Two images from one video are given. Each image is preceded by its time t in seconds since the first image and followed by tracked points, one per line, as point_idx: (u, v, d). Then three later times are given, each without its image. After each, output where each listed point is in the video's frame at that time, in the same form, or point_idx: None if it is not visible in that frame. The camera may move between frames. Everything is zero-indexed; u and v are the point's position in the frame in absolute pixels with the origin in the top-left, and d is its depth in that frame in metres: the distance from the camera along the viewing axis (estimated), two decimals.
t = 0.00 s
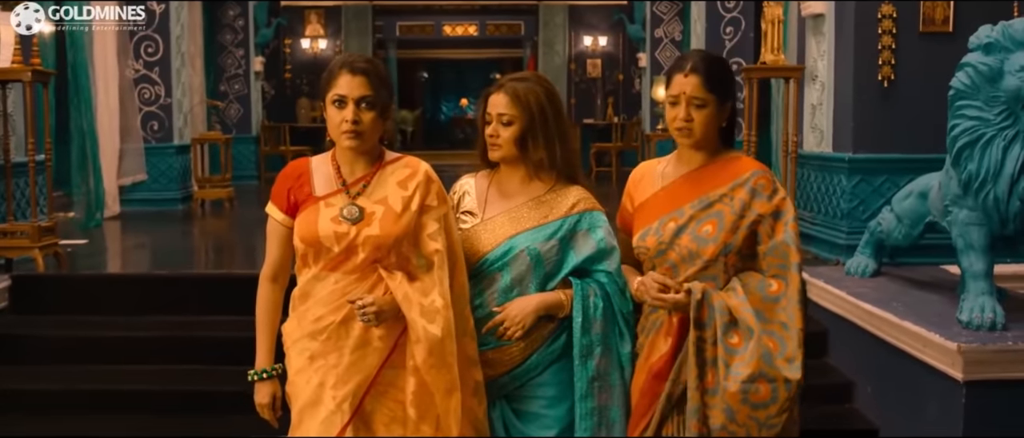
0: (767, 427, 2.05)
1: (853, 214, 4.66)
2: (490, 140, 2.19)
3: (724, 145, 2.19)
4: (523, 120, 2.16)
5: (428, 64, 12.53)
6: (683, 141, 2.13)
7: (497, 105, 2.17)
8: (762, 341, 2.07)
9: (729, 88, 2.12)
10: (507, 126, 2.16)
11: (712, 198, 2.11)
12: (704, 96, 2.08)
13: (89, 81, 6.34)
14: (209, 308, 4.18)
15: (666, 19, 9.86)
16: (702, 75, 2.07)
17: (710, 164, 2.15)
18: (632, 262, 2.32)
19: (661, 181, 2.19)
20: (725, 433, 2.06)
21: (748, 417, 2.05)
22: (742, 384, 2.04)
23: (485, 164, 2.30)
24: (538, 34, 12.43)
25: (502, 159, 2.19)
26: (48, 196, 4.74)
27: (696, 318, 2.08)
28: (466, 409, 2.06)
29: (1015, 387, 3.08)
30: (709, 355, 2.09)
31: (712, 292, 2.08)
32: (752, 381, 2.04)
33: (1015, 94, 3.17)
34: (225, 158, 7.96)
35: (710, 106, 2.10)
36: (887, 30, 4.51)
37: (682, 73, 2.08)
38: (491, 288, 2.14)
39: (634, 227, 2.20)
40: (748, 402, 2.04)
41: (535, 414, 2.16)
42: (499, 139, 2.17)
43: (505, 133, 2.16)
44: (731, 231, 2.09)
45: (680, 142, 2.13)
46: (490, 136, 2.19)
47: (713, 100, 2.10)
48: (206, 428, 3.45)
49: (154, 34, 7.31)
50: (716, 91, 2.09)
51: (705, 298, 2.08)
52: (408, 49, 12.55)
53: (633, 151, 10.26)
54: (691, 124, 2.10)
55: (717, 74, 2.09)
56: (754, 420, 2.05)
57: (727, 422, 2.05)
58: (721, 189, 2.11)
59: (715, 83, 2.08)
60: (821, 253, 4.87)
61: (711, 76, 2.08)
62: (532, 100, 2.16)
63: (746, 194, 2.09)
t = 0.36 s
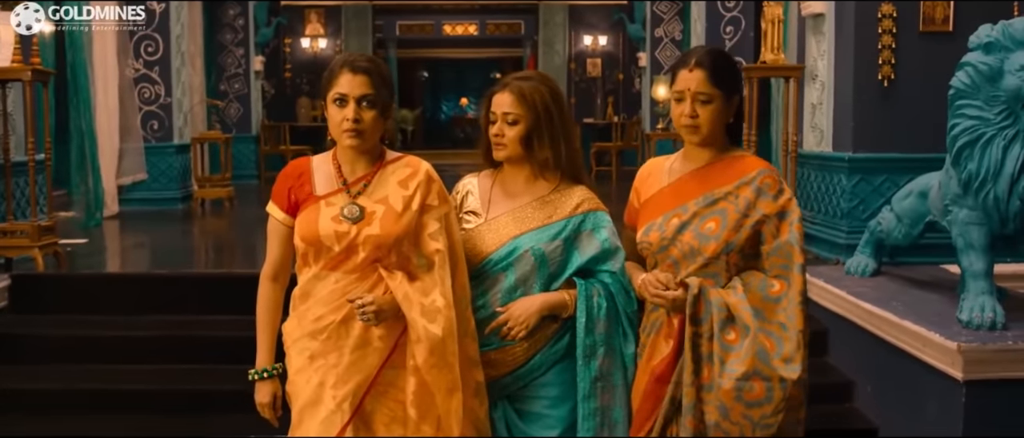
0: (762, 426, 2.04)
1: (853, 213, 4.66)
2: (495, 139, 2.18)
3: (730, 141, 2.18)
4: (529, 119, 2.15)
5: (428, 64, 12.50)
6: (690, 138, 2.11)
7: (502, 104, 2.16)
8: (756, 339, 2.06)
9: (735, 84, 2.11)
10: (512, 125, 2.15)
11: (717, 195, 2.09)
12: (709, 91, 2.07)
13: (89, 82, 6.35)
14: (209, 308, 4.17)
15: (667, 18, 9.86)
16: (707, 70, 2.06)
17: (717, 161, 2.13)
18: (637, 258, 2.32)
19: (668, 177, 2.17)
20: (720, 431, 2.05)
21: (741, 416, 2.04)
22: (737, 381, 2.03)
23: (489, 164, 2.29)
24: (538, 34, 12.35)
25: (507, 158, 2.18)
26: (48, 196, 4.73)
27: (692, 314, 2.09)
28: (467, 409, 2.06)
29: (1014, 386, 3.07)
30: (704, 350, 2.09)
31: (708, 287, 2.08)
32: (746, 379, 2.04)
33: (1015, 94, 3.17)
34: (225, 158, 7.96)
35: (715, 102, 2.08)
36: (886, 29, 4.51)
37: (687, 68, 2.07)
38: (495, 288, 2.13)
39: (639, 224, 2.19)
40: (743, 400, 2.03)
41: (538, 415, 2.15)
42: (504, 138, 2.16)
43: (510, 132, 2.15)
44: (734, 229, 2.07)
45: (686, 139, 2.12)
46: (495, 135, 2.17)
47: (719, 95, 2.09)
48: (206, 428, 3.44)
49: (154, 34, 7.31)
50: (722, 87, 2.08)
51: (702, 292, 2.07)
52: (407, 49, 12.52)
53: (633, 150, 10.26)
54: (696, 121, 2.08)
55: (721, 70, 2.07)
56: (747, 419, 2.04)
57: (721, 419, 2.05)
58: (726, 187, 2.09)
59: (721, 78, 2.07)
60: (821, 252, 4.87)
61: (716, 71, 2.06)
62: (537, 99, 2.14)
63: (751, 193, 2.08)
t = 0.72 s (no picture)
0: (762, 430, 2.00)
1: (855, 213, 4.66)
2: (501, 139, 2.16)
3: (739, 139, 2.15)
4: (536, 119, 2.13)
5: (429, 64, 12.49)
6: (697, 139, 2.09)
7: (508, 104, 2.14)
8: (755, 342, 2.02)
9: (740, 83, 2.08)
10: (519, 125, 2.13)
11: (723, 193, 2.07)
12: (712, 92, 2.03)
13: (89, 82, 6.34)
14: (210, 308, 4.18)
15: (668, 18, 9.86)
16: (710, 70, 2.03)
17: (723, 160, 2.11)
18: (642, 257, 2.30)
19: (674, 174, 2.16)
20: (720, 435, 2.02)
21: (741, 420, 2.00)
22: (735, 386, 2.00)
23: (493, 164, 2.28)
24: (540, 33, 12.40)
25: (514, 158, 2.16)
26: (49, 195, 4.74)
27: (694, 318, 2.08)
28: (468, 410, 2.05)
29: (1016, 386, 3.07)
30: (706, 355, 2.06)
31: (712, 290, 2.06)
32: (745, 384, 2.00)
33: (1017, 94, 3.17)
34: (227, 158, 7.96)
35: (719, 102, 2.05)
36: (888, 29, 4.50)
37: (690, 69, 2.04)
38: (501, 288, 2.13)
39: (645, 221, 2.18)
40: (742, 404, 2.00)
41: (543, 415, 2.14)
42: (511, 139, 2.14)
43: (517, 132, 2.14)
44: (739, 227, 2.05)
45: (694, 140, 2.10)
46: (501, 136, 2.16)
47: (724, 95, 2.05)
48: (207, 428, 3.45)
49: (156, 34, 7.31)
50: (726, 87, 2.04)
51: (705, 296, 2.05)
52: (409, 49, 12.49)
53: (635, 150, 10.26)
54: (701, 122, 2.06)
55: (726, 68, 2.04)
56: (747, 423, 2.00)
57: (722, 423, 2.02)
58: (732, 185, 2.07)
59: (724, 77, 2.04)
60: (823, 252, 4.87)
61: (719, 71, 2.03)
62: (543, 99, 2.13)
63: (756, 191, 2.06)
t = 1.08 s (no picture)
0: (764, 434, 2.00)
1: (856, 213, 4.66)
2: (505, 140, 2.16)
3: (740, 140, 2.15)
4: (540, 119, 2.14)
5: (430, 64, 12.36)
6: (696, 141, 2.09)
7: (512, 104, 2.14)
8: (756, 345, 2.02)
9: (740, 83, 2.07)
10: (524, 125, 2.13)
11: (722, 194, 2.06)
12: (710, 94, 2.03)
13: (90, 82, 6.35)
14: (210, 308, 4.18)
15: (670, 18, 9.85)
16: (708, 72, 2.02)
17: (723, 161, 2.10)
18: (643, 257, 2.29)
19: (675, 174, 2.15)
20: None
21: (744, 424, 2.00)
22: (738, 390, 2.00)
23: (496, 163, 2.28)
24: (541, 34, 12.42)
25: (518, 159, 2.16)
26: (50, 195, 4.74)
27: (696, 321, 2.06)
28: (467, 410, 2.05)
29: (1017, 387, 3.07)
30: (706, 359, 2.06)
31: (712, 293, 2.06)
32: (747, 387, 2.00)
33: (1018, 94, 3.17)
34: (228, 158, 7.95)
35: (718, 104, 2.04)
36: (890, 29, 4.50)
37: (688, 71, 2.04)
38: (505, 288, 2.14)
39: (647, 221, 2.18)
40: (744, 408, 2.00)
41: (546, 415, 2.14)
42: (516, 139, 2.14)
43: (521, 132, 2.13)
44: (739, 229, 2.04)
45: (693, 142, 2.10)
46: (505, 136, 2.15)
47: (722, 97, 2.05)
48: (208, 428, 3.45)
49: (157, 34, 7.31)
50: (724, 88, 2.04)
51: (706, 297, 2.05)
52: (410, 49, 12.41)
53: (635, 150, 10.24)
54: (699, 124, 2.05)
55: (724, 69, 2.03)
56: (750, 427, 2.00)
57: (724, 428, 2.01)
58: (732, 186, 2.06)
59: (723, 79, 2.03)
60: (824, 252, 4.87)
61: (717, 72, 2.02)
62: (547, 98, 2.14)
63: (757, 193, 2.04)
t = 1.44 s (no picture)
0: (745, 416, 1.95)
1: (855, 214, 4.65)
2: (507, 139, 2.15)
3: (737, 140, 2.13)
4: (544, 117, 2.13)
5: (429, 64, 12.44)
6: (692, 143, 2.07)
7: (514, 103, 2.13)
8: (749, 324, 1.96)
9: (738, 85, 2.05)
10: (528, 124, 2.13)
11: (720, 195, 2.04)
12: (706, 97, 2.01)
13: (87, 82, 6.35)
14: (209, 308, 4.18)
15: (669, 18, 9.86)
16: (705, 74, 1.99)
17: (721, 161, 2.08)
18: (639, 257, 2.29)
19: (672, 176, 2.14)
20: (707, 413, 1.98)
21: (724, 401, 1.96)
22: (724, 365, 1.96)
23: (496, 163, 2.28)
24: (540, 34, 12.37)
25: (520, 157, 2.16)
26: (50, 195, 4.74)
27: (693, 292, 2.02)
28: (464, 410, 2.05)
29: (1016, 387, 3.07)
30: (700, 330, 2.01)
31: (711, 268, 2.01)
32: (733, 364, 1.96)
33: (1017, 94, 3.17)
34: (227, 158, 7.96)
35: (714, 106, 2.02)
36: (888, 29, 4.50)
37: (684, 73, 2.01)
38: (504, 285, 2.13)
39: (643, 222, 2.16)
40: (727, 385, 1.95)
41: (547, 416, 2.14)
42: (518, 138, 2.13)
43: (525, 130, 2.13)
44: (735, 230, 2.02)
45: (689, 144, 2.07)
46: (508, 135, 2.15)
47: (718, 100, 2.02)
48: (207, 428, 3.45)
49: (156, 33, 7.31)
50: (720, 90, 2.01)
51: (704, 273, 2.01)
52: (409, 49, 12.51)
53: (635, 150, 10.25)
54: (695, 127, 2.03)
55: (720, 71, 2.01)
56: (730, 406, 1.95)
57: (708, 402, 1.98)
58: (729, 187, 2.04)
59: (719, 80, 2.01)
60: (822, 252, 4.87)
61: (714, 75, 2.00)
62: (549, 97, 2.14)
63: (754, 194, 2.02)
